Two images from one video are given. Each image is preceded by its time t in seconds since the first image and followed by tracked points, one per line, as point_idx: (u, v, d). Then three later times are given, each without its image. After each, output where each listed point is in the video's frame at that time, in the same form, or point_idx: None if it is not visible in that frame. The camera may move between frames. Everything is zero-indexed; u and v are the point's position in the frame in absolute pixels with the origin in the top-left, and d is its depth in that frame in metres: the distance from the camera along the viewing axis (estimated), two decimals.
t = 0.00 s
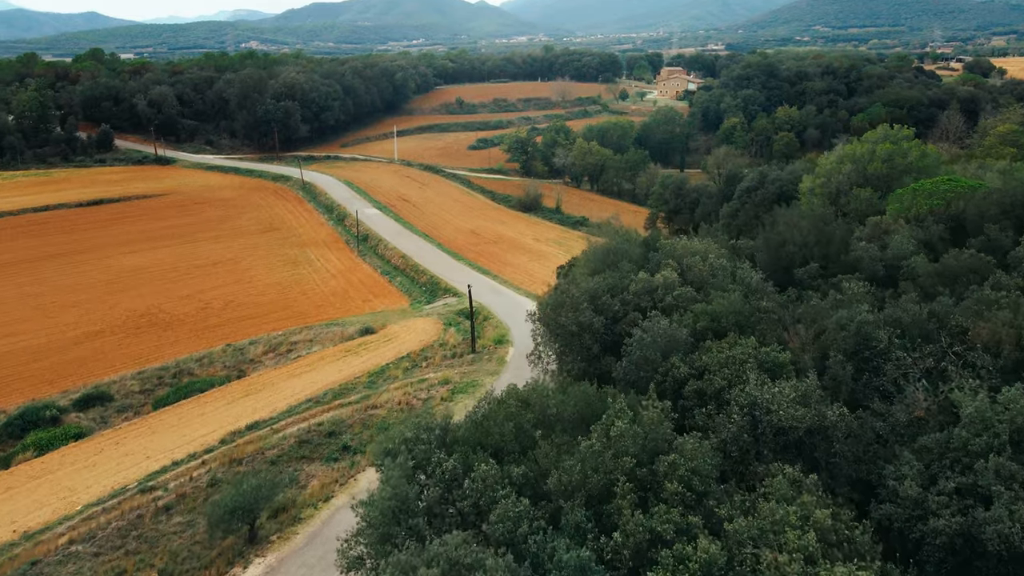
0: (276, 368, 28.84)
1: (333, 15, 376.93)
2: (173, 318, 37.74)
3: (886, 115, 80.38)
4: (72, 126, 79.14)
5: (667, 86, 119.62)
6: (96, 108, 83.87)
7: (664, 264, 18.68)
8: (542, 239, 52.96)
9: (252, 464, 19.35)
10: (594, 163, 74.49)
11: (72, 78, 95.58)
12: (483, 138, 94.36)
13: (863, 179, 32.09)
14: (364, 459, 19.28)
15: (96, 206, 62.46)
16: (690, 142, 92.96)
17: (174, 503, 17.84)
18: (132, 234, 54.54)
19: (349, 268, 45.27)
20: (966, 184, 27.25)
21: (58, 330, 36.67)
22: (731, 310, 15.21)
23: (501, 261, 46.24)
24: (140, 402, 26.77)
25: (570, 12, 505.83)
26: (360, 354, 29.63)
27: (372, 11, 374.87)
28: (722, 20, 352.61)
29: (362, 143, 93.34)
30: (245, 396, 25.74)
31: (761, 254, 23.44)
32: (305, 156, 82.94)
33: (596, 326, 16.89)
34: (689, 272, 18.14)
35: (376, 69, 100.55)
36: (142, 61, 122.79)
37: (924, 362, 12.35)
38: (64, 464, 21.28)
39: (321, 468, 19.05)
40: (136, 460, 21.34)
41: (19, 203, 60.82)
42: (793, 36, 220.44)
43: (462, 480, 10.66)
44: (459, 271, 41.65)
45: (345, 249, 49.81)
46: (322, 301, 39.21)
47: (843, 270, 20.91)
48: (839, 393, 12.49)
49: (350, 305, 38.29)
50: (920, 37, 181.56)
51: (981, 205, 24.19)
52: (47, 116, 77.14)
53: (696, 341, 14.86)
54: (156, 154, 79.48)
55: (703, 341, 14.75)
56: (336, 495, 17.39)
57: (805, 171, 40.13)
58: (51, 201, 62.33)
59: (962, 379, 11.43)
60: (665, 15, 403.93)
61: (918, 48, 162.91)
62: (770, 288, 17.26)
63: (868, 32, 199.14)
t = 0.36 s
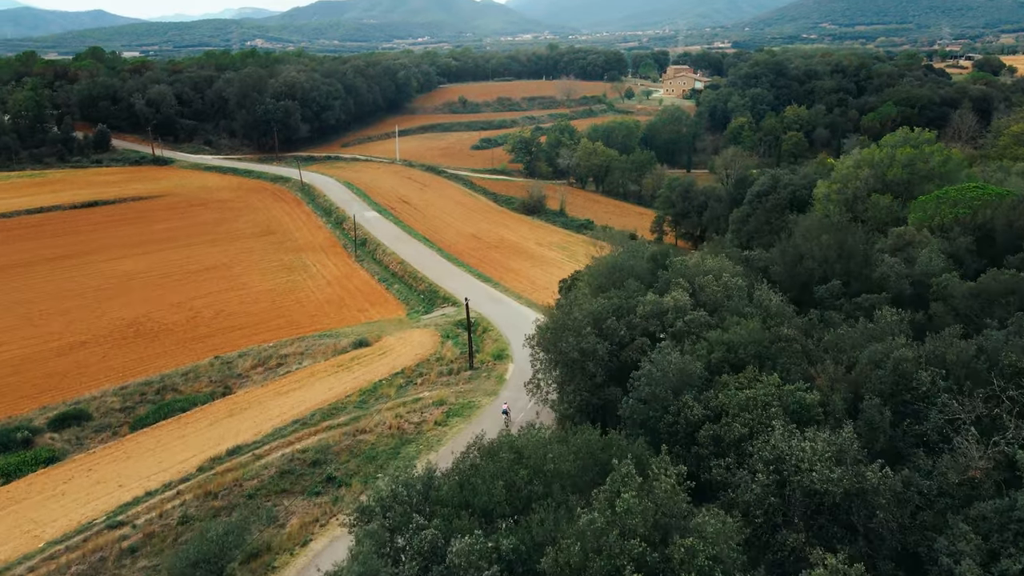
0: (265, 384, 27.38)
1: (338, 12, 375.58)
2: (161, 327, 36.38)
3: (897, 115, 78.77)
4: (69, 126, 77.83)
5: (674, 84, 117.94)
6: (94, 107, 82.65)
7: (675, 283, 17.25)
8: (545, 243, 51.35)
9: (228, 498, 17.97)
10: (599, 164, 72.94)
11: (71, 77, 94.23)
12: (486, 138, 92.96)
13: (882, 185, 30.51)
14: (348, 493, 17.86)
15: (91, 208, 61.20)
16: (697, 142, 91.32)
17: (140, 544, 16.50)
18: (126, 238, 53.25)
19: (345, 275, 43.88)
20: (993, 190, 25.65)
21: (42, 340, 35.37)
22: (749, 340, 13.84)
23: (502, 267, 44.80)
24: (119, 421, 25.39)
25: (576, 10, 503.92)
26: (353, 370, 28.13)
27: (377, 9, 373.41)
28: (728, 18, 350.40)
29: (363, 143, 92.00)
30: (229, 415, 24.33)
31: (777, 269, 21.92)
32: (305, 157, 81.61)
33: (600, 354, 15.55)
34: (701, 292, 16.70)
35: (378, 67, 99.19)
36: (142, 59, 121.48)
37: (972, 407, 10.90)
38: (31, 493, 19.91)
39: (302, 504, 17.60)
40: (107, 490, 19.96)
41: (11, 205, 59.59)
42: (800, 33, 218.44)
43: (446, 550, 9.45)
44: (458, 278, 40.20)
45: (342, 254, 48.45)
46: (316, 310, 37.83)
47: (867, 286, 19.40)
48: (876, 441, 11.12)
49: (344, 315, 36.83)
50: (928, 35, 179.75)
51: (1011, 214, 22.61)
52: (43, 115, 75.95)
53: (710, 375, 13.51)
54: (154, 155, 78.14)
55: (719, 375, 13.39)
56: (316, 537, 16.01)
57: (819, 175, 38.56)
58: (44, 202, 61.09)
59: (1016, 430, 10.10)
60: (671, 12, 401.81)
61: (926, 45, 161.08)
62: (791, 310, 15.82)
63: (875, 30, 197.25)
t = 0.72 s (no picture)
0: (250, 402, 25.90)
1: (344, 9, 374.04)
2: (148, 338, 34.94)
3: (909, 114, 77.00)
4: (65, 126, 76.53)
5: (680, 82, 116.14)
6: (91, 106, 81.35)
7: (686, 306, 15.73)
8: (548, 248, 49.71)
9: (198, 540, 16.51)
10: (604, 165, 71.30)
11: (68, 76, 92.96)
12: (489, 138, 91.47)
13: (903, 191, 28.78)
14: (330, 536, 16.32)
15: (84, 210, 59.86)
16: (704, 142, 89.61)
17: None
18: (118, 242, 51.90)
19: (341, 282, 42.37)
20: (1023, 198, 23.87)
21: (24, 350, 33.98)
22: (771, 378, 12.34)
23: (504, 273, 43.25)
24: (95, 444, 23.91)
25: (581, 8, 501.68)
26: (343, 388, 26.63)
27: (382, 6, 371.68)
28: (734, 15, 347.89)
29: (364, 143, 90.55)
30: (210, 438, 22.87)
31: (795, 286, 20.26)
32: (305, 157, 80.15)
33: (603, 389, 14.07)
34: (716, 317, 15.16)
35: (380, 66, 97.79)
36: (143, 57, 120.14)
37: None
38: None
39: (279, 548, 16.04)
40: (72, 524, 18.51)
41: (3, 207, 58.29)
42: (807, 31, 216.29)
43: None
44: (458, 286, 38.66)
45: (339, 259, 46.96)
46: (309, 320, 36.35)
47: (896, 309, 17.83)
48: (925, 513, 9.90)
49: (338, 326, 35.35)
50: (937, 32, 177.76)
51: None
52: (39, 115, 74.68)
53: (727, 420, 12.01)
54: (151, 155, 76.80)
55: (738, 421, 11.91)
56: None
57: (834, 179, 36.92)
58: (37, 204, 59.77)
59: None
60: (677, 10, 399.42)
61: (935, 43, 159.11)
62: (816, 340, 14.28)
63: (883, 27, 195.27)
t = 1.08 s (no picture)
0: (233, 424, 24.41)
1: (348, 7, 372.48)
2: (133, 349, 33.56)
3: (921, 113, 75.27)
4: (61, 126, 75.26)
5: (687, 81, 114.43)
6: (88, 106, 80.06)
7: (699, 335, 14.22)
8: (551, 253, 48.16)
9: None
10: (610, 166, 69.69)
11: (66, 75, 91.70)
12: (493, 137, 90.01)
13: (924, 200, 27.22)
14: None
15: (78, 213, 58.56)
16: (711, 142, 87.93)
17: None
18: (111, 247, 50.63)
19: (337, 289, 40.94)
20: None
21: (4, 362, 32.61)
22: (800, 428, 10.87)
23: (505, 281, 41.79)
24: (67, 469, 22.45)
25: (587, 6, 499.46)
26: (333, 407, 25.16)
27: (387, 4, 370.22)
28: (740, 13, 345.88)
29: (366, 143, 89.16)
30: (187, 465, 21.44)
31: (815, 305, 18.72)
32: (305, 157, 78.74)
33: (607, 432, 12.61)
34: (733, 349, 13.69)
35: (382, 64, 96.34)
36: (143, 55, 118.71)
37: None
38: None
39: None
40: (32, 565, 17.12)
41: None
42: (814, 28, 214.04)
43: None
44: (457, 295, 37.22)
45: (335, 265, 45.57)
46: (302, 331, 34.94)
47: (929, 334, 16.27)
48: None
49: (331, 338, 33.94)
50: (944, 29, 175.91)
51: None
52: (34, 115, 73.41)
53: (749, 478, 10.55)
54: (148, 156, 75.51)
55: (761, 480, 10.44)
56: None
57: (849, 184, 35.36)
58: (30, 207, 58.48)
59: None
60: (683, 7, 397.15)
61: (943, 41, 157.21)
62: (846, 379, 12.81)
63: (889, 24, 193.30)
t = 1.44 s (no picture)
0: (215, 448, 22.96)
1: (354, 5, 371.42)
2: (117, 362, 32.11)
3: (934, 113, 73.42)
4: (57, 126, 74.04)
5: (694, 79, 112.66)
6: (86, 105, 78.82)
7: (716, 372, 12.68)
8: (555, 259, 46.61)
9: None
10: (616, 167, 68.08)
11: (65, 74, 90.47)
12: (497, 137, 88.48)
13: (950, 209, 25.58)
14: None
15: (71, 215, 57.25)
16: (719, 142, 86.20)
17: None
18: (103, 251, 49.29)
19: (332, 298, 39.48)
20: None
21: None
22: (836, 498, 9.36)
23: (507, 288, 40.26)
24: (35, 498, 20.98)
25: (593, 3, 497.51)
26: (322, 430, 23.66)
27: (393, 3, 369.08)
28: (747, 10, 343.30)
29: (367, 143, 87.72)
30: (161, 496, 19.99)
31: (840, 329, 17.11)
32: (305, 158, 77.31)
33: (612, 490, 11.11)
34: (754, 390, 12.14)
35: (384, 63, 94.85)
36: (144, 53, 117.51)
37: None
38: None
39: None
40: None
41: None
42: (822, 26, 211.66)
43: None
44: (455, 305, 35.69)
45: (332, 272, 44.12)
46: (294, 343, 33.49)
47: (970, 367, 14.67)
48: None
49: (324, 350, 32.47)
50: (953, 27, 173.61)
51: None
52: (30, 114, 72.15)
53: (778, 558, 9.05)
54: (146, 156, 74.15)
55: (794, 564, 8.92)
56: None
57: (866, 190, 33.69)
58: (22, 209, 57.19)
59: None
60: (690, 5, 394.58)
61: (952, 38, 155.09)
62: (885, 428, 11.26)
63: (897, 22, 191.06)
